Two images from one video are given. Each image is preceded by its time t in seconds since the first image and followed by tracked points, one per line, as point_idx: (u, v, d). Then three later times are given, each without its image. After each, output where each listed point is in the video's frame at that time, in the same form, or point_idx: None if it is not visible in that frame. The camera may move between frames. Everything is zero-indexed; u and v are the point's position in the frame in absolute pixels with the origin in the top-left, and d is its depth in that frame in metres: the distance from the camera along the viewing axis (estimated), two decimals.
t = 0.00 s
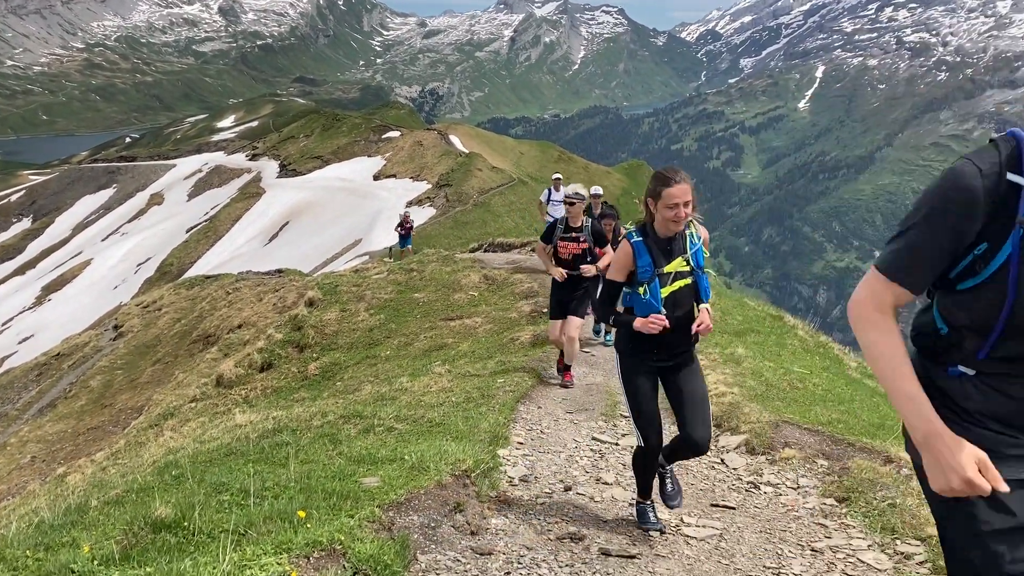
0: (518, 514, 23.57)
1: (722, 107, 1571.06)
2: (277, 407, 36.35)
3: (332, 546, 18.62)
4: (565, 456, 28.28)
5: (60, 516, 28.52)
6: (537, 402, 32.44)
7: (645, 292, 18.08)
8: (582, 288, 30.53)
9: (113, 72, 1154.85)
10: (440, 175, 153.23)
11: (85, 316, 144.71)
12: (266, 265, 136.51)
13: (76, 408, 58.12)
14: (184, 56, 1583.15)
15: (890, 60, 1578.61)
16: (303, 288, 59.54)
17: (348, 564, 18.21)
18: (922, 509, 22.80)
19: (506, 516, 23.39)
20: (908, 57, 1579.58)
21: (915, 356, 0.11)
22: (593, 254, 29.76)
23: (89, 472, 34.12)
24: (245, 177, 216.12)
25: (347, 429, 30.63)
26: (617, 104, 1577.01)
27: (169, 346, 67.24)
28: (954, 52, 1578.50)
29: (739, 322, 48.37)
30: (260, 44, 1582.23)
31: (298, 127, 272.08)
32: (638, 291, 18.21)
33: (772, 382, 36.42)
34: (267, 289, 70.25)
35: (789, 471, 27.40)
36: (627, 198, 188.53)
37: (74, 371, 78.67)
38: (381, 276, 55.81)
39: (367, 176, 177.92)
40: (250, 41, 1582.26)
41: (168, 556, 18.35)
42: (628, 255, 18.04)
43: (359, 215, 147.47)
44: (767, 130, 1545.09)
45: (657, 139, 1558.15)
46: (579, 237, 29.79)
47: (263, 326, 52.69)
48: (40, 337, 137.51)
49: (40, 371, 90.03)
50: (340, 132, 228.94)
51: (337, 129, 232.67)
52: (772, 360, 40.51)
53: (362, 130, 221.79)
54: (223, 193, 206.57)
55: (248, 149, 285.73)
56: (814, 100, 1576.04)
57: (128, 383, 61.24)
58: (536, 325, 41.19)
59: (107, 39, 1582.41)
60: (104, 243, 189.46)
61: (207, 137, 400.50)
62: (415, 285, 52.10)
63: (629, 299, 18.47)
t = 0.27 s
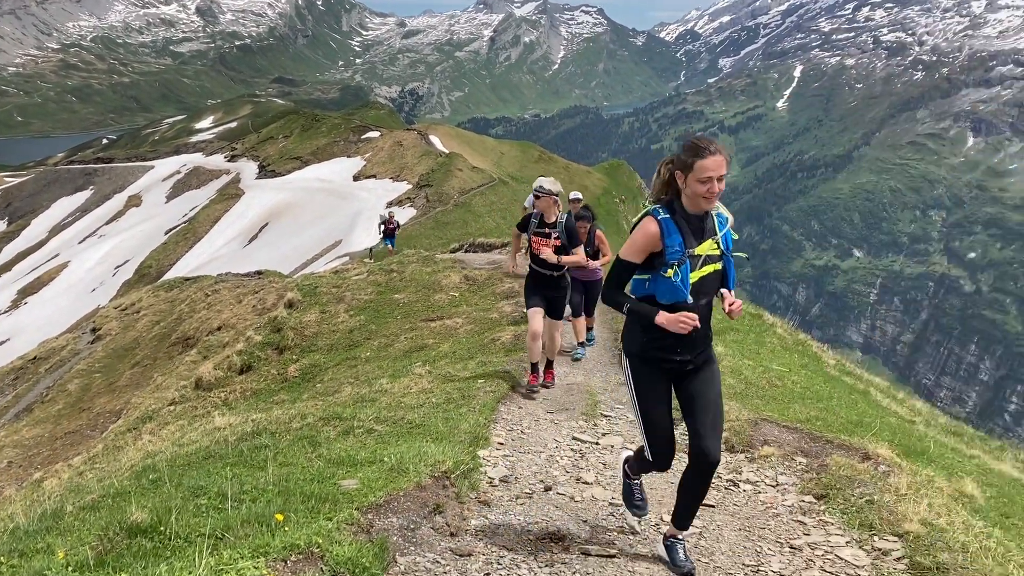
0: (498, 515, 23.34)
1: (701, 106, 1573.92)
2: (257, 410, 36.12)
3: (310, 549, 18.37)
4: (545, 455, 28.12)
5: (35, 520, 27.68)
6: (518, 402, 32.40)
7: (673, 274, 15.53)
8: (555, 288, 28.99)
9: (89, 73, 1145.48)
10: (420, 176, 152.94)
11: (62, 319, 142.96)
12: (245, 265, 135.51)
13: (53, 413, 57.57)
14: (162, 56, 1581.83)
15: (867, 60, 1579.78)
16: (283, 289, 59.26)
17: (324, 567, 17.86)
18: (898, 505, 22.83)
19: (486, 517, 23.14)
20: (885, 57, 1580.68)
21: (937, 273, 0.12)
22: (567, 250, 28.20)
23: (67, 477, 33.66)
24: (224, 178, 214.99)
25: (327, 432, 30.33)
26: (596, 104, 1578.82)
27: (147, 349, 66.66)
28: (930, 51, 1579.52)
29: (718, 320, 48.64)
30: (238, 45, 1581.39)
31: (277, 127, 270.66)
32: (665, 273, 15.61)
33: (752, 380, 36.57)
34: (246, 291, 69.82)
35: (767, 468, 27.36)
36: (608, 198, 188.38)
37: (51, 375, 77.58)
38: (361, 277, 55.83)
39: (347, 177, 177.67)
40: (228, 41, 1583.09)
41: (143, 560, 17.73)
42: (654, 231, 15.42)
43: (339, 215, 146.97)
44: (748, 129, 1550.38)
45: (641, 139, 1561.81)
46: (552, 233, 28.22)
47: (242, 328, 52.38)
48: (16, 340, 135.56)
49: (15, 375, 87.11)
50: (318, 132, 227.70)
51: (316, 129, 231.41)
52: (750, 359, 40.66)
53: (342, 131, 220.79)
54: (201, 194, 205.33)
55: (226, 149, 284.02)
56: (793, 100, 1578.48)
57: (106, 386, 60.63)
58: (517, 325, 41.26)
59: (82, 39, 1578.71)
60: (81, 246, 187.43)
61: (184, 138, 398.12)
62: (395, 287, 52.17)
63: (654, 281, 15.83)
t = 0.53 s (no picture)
0: (485, 517, 23.30)
1: (687, 107, 1575.90)
2: (242, 413, 36.03)
3: (296, 553, 18.28)
4: (533, 456, 28.10)
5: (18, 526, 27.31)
6: (506, 404, 32.44)
7: (679, 267, 14.30)
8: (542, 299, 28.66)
9: (71, 76, 1137.40)
10: (405, 178, 152.33)
11: (48, 323, 141.89)
12: (230, 269, 134.61)
13: (36, 418, 57.12)
14: (145, 58, 1580.12)
15: (851, 60, 1579.76)
16: (268, 292, 59.00)
17: (309, 570, 17.79)
18: (883, 503, 22.95)
19: (473, 519, 23.06)
20: (868, 58, 1581.94)
21: None
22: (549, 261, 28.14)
23: (51, 483, 33.40)
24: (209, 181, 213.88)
25: (313, 435, 30.18)
26: (582, 106, 1579.17)
27: (132, 353, 66.28)
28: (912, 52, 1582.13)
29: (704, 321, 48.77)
30: (223, 47, 1581.07)
31: (263, 130, 269.64)
32: (672, 260, 14.49)
33: (739, 381, 36.63)
34: (231, 295, 69.54)
35: (755, 468, 27.41)
36: (594, 200, 188.35)
37: (34, 380, 76.81)
38: (347, 279, 55.76)
39: (333, 180, 177.23)
40: (213, 44, 1583.08)
41: (127, 566, 17.47)
42: (668, 213, 14.44)
43: (325, 217, 146.39)
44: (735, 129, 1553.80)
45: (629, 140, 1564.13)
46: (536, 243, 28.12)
47: (227, 331, 52.20)
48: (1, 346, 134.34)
49: None
50: (303, 135, 226.71)
51: (301, 132, 230.46)
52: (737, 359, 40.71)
53: (327, 133, 219.91)
54: (186, 197, 204.16)
55: (212, 152, 282.55)
56: (778, 101, 1581.37)
57: (89, 392, 60.20)
58: (502, 327, 41.30)
59: (66, 43, 1577.07)
60: (66, 250, 186.02)
61: (168, 141, 395.92)
62: (381, 288, 52.15)
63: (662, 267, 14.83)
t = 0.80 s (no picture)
0: (479, 523, 23.31)
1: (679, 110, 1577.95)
2: (234, 419, 35.95)
3: (290, 561, 18.27)
4: (527, 462, 28.09)
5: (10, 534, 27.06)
6: (499, 409, 32.43)
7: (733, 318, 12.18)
8: (535, 303, 28.00)
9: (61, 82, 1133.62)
10: (398, 182, 152.10)
11: (40, 329, 141.22)
12: (222, 273, 134.21)
13: (27, 424, 56.89)
14: (136, 63, 1580.48)
15: (841, 63, 1581.54)
16: (260, 297, 58.86)
17: None
18: (877, 507, 23.02)
19: (467, 526, 23.09)
20: (858, 60, 1583.10)
21: None
22: (543, 265, 27.93)
23: (42, 490, 33.19)
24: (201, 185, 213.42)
25: (305, 440, 30.14)
26: (575, 109, 1580.05)
27: (123, 358, 66.03)
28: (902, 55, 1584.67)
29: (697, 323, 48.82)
30: (214, 52, 1580.39)
31: (254, 134, 269.26)
32: (725, 313, 12.27)
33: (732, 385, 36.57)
34: (223, 299, 69.36)
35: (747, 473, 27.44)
36: (586, 203, 188.42)
37: (24, 386, 76.32)
38: (338, 284, 55.72)
39: (326, 185, 177.01)
40: (204, 48, 1582.68)
41: None
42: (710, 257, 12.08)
43: (319, 222, 146.07)
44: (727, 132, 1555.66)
45: (622, 143, 1565.50)
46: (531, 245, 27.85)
47: (219, 336, 52.07)
48: None
49: None
50: (295, 139, 226.49)
51: (293, 136, 230.23)
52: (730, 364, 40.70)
53: (318, 137, 219.68)
54: (178, 202, 203.67)
55: (204, 156, 282.13)
56: (769, 104, 1583.90)
57: (81, 397, 59.96)
58: (495, 330, 41.27)
59: (57, 47, 1575.52)
60: (57, 255, 185.16)
61: (158, 146, 394.79)
62: (374, 293, 52.12)
63: (712, 322, 12.51)
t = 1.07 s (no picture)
0: (477, 532, 23.37)
1: (676, 113, 1579.70)
2: (231, 426, 35.91)
3: (288, 573, 18.31)
4: (526, 469, 28.09)
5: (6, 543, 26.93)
6: (495, 415, 32.42)
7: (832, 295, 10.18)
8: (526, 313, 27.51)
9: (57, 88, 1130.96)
10: (395, 188, 151.86)
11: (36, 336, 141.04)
12: (218, 279, 133.86)
13: (23, 431, 56.73)
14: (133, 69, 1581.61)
15: (837, 68, 1581.80)
16: (256, 303, 58.78)
17: None
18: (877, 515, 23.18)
19: (466, 534, 23.16)
20: (854, 65, 1583.18)
21: None
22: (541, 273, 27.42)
23: (39, 498, 33.07)
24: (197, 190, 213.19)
25: (303, 448, 30.11)
26: (571, 113, 1580.38)
27: (120, 364, 65.95)
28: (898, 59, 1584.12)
29: (695, 329, 48.90)
30: (210, 57, 1581.36)
31: (250, 139, 268.99)
32: (815, 289, 10.26)
33: (730, 390, 36.55)
34: (219, 305, 69.29)
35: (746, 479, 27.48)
36: (582, 207, 188.48)
37: (20, 393, 76.08)
38: (336, 289, 55.66)
39: (323, 190, 176.82)
40: (199, 53, 1582.64)
41: None
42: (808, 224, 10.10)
43: (315, 227, 145.74)
44: (724, 136, 1556.40)
45: (618, 147, 1566.31)
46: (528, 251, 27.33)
47: (216, 342, 52.03)
48: None
49: None
50: (291, 144, 226.32)
51: (289, 141, 230.07)
52: (726, 369, 40.90)
53: (315, 142, 219.50)
54: (174, 207, 203.47)
55: (200, 161, 282.10)
56: (765, 108, 1584.83)
57: (77, 404, 59.88)
58: (492, 336, 41.29)
59: (53, 53, 1575.80)
60: (53, 261, 184.85)
61: (154, 152, 393.78)
62: (371, 299, 52.11)
63: (798, 296, 10.46)
